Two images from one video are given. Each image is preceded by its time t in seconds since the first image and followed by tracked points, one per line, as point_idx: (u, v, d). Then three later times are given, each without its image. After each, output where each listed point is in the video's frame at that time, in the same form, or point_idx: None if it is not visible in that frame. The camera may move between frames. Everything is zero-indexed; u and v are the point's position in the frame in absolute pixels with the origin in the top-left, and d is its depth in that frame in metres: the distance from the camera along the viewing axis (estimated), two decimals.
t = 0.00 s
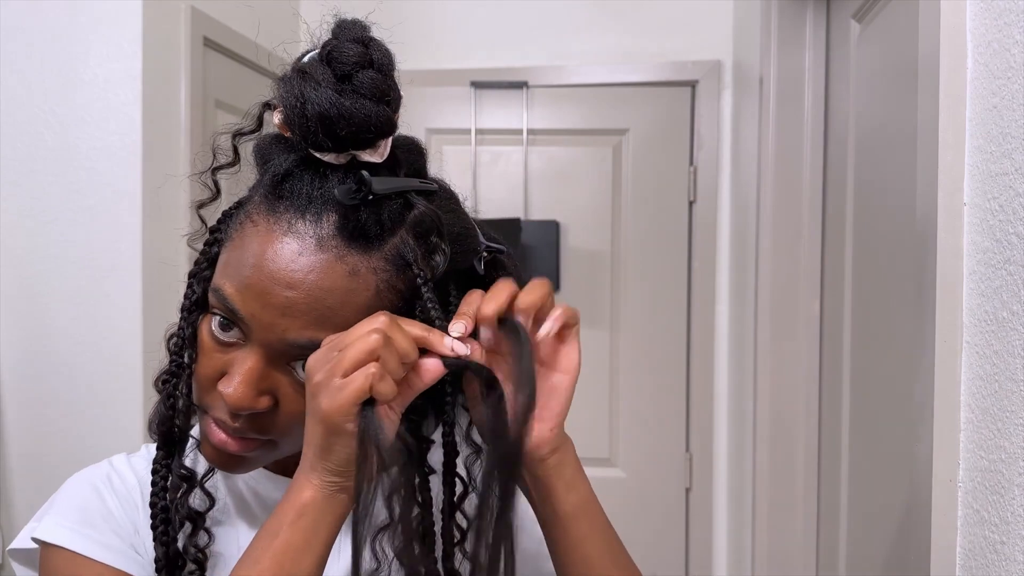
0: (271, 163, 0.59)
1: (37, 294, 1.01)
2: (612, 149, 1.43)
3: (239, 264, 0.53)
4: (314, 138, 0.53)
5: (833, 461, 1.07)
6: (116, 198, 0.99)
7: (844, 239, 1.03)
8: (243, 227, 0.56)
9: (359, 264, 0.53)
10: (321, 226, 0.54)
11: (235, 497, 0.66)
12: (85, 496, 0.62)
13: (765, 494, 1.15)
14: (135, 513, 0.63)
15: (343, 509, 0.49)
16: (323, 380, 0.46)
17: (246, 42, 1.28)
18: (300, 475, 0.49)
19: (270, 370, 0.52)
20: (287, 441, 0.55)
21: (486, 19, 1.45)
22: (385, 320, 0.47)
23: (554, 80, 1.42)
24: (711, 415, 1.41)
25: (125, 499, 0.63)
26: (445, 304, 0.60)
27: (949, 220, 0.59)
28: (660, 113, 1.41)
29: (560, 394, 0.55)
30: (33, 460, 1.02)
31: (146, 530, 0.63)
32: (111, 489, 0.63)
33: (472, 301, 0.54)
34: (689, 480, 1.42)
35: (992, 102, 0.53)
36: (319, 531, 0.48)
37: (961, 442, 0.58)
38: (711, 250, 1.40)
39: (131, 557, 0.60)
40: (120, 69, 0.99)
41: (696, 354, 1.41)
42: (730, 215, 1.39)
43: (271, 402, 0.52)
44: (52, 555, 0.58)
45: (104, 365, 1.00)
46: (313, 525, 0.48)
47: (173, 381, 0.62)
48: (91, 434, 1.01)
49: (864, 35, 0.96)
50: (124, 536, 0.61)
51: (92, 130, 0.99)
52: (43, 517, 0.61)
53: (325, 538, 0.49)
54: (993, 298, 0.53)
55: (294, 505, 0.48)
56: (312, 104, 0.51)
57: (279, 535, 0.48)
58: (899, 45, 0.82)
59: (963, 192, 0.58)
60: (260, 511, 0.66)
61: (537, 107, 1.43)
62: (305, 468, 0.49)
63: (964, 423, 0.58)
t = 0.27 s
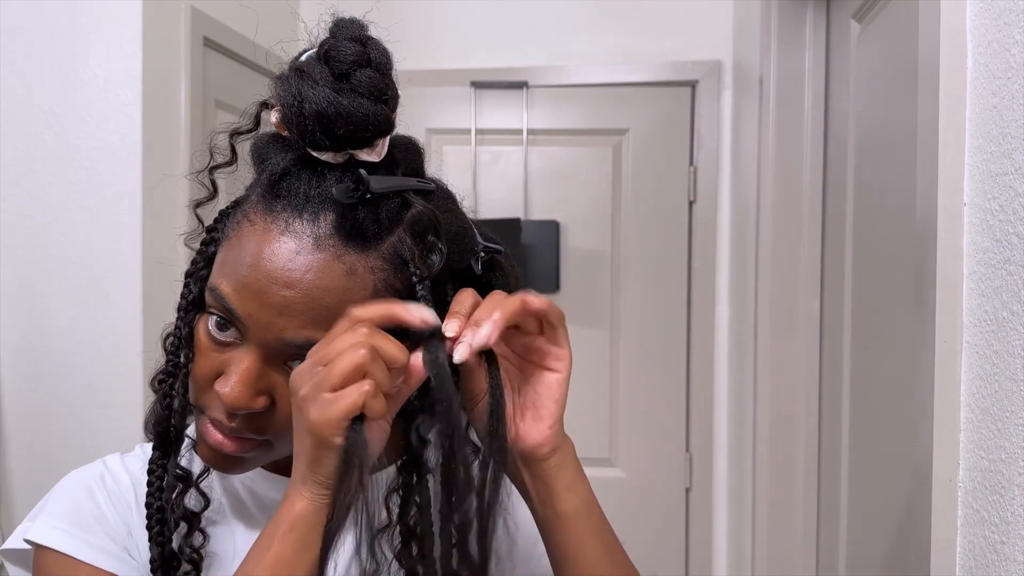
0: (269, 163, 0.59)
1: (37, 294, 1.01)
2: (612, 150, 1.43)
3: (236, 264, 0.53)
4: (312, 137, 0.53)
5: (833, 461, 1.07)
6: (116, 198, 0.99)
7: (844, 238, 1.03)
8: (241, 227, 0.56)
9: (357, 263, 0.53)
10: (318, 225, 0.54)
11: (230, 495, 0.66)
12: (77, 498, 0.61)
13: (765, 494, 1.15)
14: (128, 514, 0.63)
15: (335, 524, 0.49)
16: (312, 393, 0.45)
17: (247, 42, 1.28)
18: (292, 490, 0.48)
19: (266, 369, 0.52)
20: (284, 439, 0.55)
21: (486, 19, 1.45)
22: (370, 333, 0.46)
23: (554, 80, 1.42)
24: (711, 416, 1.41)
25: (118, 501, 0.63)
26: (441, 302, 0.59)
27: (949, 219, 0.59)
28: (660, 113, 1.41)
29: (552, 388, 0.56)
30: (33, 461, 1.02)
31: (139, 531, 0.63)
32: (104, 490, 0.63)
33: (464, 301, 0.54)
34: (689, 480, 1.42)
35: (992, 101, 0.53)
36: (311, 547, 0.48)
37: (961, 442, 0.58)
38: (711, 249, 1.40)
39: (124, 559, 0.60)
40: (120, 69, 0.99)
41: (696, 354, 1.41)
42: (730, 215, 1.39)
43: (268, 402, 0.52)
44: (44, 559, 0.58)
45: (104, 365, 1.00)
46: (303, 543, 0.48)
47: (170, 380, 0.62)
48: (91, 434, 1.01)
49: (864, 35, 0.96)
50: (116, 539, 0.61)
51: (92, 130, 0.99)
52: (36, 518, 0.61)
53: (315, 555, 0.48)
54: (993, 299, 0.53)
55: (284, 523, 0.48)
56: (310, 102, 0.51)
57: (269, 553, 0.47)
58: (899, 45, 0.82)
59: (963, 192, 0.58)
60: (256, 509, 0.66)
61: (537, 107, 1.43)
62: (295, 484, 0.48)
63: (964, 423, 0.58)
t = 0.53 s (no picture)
0: (273, 159, 0.59)
1: (37, 294, 1.01)
2: (612, 150, 1.43)
3: (240, 259, 0.53)
4: (316, 132, 0.54)
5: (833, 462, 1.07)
6: (116, 199, 0.99)
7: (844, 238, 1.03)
8: (245, 223, 0.56)
9: (361, 257, 0.54)
10: (323, 220, 0.54)
11: (233, 495, 0.66)
12: (79, 506, 0.61)
13: (765, 494, 1.15)
14: (129, 521, 0.63)
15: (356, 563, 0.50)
16: (365, 450, 0.48)
17: (247, 42, 1.28)
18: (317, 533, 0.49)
19: (271, 364, 0.52)
20: (290, 437, 0.55)
21: (486, 19, 1.45)
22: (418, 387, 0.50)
23: (554, 80, 1.42)
24: (711, 416, 1.41)
25: (118, 507, 0.63)
26: (445, 297, 0.60)
27: (948, 219, 0.59)
28: (660, 113, 1.41)
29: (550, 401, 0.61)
30: (34, 461, 1.02)
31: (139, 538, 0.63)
32: (105, 497, 0.63)
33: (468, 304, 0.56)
34: (689, 480, 1.42)
35: (992, 101, 0.53)
36: None
37: (961, 442, 0.58)
38: (711, 249, 1.40)
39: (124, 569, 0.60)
40: (120, 69, 1.00)
41: (696, 354, 1.41)
42: (730, 215, 1.39)
43: (273, 398, 0.52)
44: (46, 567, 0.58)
45: (104, 365, 1.00)
46: None
47: (175, 378, 0.61)
48: (91, 434, 1.01)
49: (864, 35, 0.96)
50: (116, 547, 0.61)
51: (92, 130, 0.99)
52: (38, 524, 0.61)
53: None
54: (993, 298, 0.53)
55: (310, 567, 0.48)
56: (314, 98, 0.52)
57: None
58: (898, 46, 0.82)
59: (963, 192, 0.58)
60: (258, 511, 0.66)
61: (537, 107, 1.43)
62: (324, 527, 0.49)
63: (964, 423, 0.58)
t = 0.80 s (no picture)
0: (281, 159, 0.59)
1: (38, 294, 1.01)
2: (612, 150, 1.43)
3: (251, 259, 0.53)
4: (325, 131, 0.54)
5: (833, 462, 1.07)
6: (116, 199, 0.99)
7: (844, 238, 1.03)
8: (255, 222, 0.56)
9: (370, 255, 0.54)
10: (332, 219, 0.54)
11: (242, 495, 0.66)
12: (87, 508, 0.61)
13: (765, 494, 1.15)
14: (138, 523, 0.63)
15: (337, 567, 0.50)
16: (377, 450, 0.48)
17: (247, 42, 1.28)
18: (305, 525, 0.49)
19: (282, 362, 0.52)
20: (301, 436, 0.54)
21: (486, 19, 1.45)
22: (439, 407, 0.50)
23: (554, 80, 1.42)
24: (711, 416, 1.41)
25: (127, 509, 0.63)
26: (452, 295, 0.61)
27: (949, 220, 0.59)
28: (660, 113, 1.41)
29: (557, 396, 0.63)
30: (34, 461, 1.02)
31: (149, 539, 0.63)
32: (113, 498, 0.63)
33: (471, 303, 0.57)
34: (689, 480, 1.42)
35: (992, 101, 0.53)
36: None
37: (961, 442, 0.58)
38: (711, 249, 1.40)
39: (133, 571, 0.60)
40: (120, 69, 1.00)
41: (696, 354, 1.41)
42: (730, 216, 1.39)
43: (284, 395, 0.52)
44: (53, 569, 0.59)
45: (104, 365, 1.00)
46: None
47: (185, 377, 0.61)
48: (91, 434, 1.01)
49: (864, 35, 0.96)
50: (125, 549, 0.61)
51: (92, 130, 0.99)
52: (47, 526, 0.61)
53: None
54: (993, 299, 0.53)
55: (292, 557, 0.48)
56: (323, 98, 0.52)
57: None
58: (898, 46, 0.82)
59: (963, 192, 0.58)
60: (268, 510, 0.66)
61: (537, 107, 1.43)
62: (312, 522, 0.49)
63: (964, 423, 0.58)
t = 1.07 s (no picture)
0: (295, 160, 0.60)
1: (38, 294, 1.01)
2: (612, 150, 1.43)
3: (266, 258, 0.53)
4: (339, 131, 0.54)
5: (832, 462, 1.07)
6: (116, 199, 0.99)
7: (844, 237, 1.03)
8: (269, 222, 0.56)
9: (383, 254, 0.54)
10: (346, 218, 0.54)
11: (255, 494, 0.66)
12: (102, 508, 0.61)
13: (765, 494, 1.15)
14: (152, 523, 0.63)
15: None
16: (422, 464, 0.49)
17: (247, 42, 1.28)
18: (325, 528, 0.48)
19: (297, 361, 0.52)
20: (315, 435, 0.54)
21: (486, 19, 1.45)
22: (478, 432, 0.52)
23: (554, 80, 1.42)
24: (711, 416, 1.41)
25: (141, 509, 0.63)
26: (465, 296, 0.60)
27: (949, 220, 0.59)
28: (660, 113, 1.41)
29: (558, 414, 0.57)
30: (35, 461, 1.02)
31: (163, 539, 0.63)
32: (128, 498, 0.63)
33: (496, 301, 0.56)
34: (689, 480, 1.42)
35: (992, 102, 0.53)
36: None
37: (961, 442, 0.58)
38: (711, 249, 1.40)
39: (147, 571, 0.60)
40: (120, 69, 1.00)
41: (696, 354, 1.41)
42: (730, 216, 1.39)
43: (298, 394, 0.51)
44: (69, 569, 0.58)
45: (104, 365, 1.00)
46: None
47: (200, 376, 0.62)
48: (92, 434, 1.01)
49: (864, 35, 0.96)
50: (139, 549, 0.61)
51: (92, 130, 0.99)
52: (62, 526, 0.61)
53: None
54: (993, 298, 0.53)
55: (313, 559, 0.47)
56: (338, 98, 0.52)
57: None
58: (898, 46, 0.82)
59: (963, 191, 0.58)
60: (280, 509, 0.66)
61: (537, 106, 1.43)
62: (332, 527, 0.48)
63: (964, 423, 0.58)
